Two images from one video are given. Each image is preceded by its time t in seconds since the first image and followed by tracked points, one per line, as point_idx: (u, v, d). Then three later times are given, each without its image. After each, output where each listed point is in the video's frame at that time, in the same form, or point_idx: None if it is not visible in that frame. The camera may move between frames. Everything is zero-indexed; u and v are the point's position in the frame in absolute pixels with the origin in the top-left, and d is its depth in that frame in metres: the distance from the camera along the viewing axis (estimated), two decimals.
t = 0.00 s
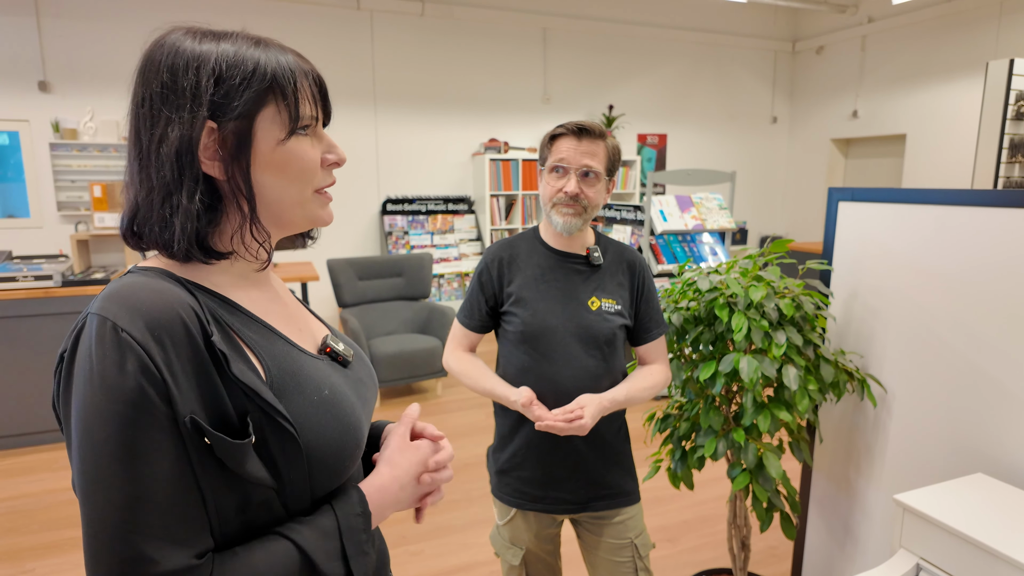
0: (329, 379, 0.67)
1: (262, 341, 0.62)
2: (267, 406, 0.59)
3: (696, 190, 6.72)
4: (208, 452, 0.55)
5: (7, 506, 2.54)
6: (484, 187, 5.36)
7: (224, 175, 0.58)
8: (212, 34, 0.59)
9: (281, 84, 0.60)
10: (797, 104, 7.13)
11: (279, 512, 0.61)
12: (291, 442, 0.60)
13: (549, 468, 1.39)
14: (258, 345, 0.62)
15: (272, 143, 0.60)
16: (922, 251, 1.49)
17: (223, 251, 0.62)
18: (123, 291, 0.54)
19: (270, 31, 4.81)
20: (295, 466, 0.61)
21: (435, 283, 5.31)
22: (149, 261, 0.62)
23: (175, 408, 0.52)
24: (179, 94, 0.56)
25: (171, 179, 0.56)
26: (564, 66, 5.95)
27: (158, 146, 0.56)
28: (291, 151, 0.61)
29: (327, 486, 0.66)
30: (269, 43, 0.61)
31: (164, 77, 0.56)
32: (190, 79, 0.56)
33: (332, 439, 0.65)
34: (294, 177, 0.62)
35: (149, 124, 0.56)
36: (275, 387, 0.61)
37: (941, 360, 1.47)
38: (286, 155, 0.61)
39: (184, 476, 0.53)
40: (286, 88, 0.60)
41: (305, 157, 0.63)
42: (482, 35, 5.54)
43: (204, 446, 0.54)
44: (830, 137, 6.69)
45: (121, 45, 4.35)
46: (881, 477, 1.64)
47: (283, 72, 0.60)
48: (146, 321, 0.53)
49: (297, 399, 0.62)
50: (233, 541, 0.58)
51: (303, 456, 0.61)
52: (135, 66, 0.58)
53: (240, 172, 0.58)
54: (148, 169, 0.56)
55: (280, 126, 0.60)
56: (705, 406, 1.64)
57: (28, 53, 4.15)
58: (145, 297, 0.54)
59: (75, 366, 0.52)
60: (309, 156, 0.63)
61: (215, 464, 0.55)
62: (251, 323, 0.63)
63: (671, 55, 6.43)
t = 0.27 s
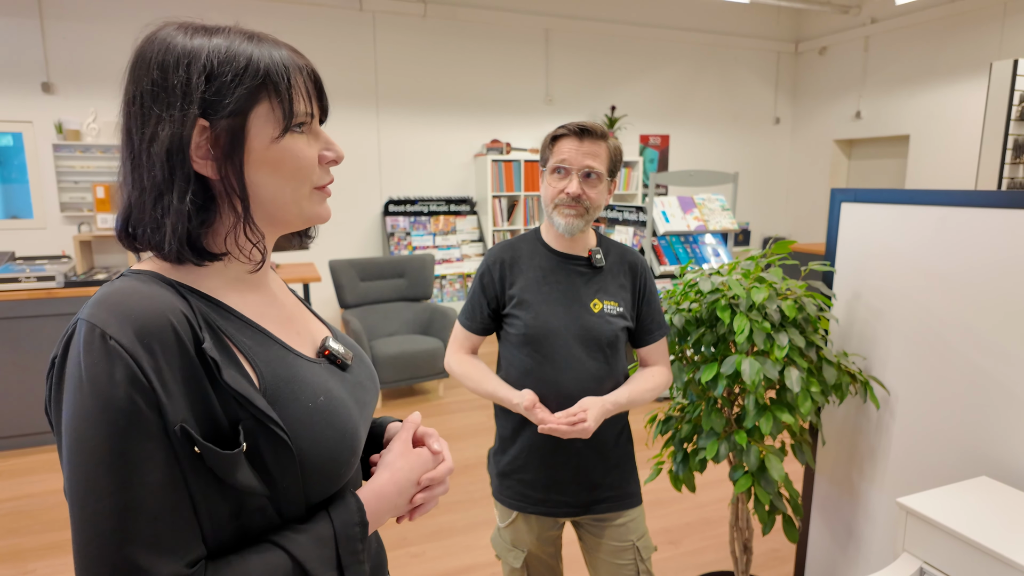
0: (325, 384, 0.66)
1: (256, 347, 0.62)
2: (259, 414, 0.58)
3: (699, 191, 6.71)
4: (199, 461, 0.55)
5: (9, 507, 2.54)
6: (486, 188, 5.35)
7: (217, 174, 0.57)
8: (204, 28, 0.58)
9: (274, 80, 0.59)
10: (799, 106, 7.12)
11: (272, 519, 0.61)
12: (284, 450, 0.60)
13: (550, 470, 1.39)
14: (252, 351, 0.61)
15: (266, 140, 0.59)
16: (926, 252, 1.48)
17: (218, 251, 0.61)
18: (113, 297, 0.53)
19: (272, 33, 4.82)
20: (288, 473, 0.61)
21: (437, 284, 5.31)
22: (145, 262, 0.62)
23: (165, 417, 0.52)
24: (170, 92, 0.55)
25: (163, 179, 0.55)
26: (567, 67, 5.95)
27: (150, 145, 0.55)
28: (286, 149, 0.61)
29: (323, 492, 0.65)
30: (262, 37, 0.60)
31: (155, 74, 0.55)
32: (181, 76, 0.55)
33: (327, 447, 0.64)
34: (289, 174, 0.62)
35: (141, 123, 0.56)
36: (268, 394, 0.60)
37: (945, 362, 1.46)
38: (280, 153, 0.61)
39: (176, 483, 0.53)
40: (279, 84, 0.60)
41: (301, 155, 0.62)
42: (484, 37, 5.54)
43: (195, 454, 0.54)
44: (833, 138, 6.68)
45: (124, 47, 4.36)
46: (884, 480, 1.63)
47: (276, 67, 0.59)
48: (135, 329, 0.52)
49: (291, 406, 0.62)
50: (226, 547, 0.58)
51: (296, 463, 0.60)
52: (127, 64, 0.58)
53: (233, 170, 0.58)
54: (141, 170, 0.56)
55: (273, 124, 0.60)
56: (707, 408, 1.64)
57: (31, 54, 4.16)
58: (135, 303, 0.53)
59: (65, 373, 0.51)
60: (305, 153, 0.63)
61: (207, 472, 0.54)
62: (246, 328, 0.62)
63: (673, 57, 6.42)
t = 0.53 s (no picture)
0: (318, 389, 0.65)
1: (247, 352, 0.61)
2: (250, 421, 0.58)
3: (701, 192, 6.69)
4: (189, 467, 0.54)
5: (11, 508, 2.54)
6: (488, 189, 5.35)
7: (206, 175, 0.57)
8: (195, 27, 0.58)
9: (265, 80, 0.59)
10: (802, 107, 7.10)
11: (265, 525, 0.60)
12: (275, 456, 0.59)
13: (550, 473, 1.38)
14: (242, 356, 0.60)
15: (258, 142, 0.59)
16: (929, 253, 1.47)
17: (209, 254, 0.61)
18: (101, 302, 0.53)
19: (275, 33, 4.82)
20: (279, 480, 0.60)
21: (439, 285, 5.31)
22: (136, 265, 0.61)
23: (154, 423, 0.51)
24: (158, 92, 0.54)
25: (152, 181, 0.55)
26: (569, 68, 5.94)
27: (138, 147, 0.55)
28: (278, 150, 0.60)
29: (316, 498, 0.65)
30: (254, 36, 0.60)
31: (144, 74, 0.55)
32: (170, 76, 0.54)
33: (319, 453, 0.63)
34: (280, 176, 0.61)
35: (130, 124, 0.55)
36: (260, 399, 0.60)
37: (948, 364, 1.45)
38: (272, 154, 0.60)
39: (165, 490, 0.52)
40: (270, 85, 0.59)
41: (293, 156, 0.62)
42: (487, 38, 5.54)
43: (184, 459, 0.53)
44: (836, 139, 6.65)
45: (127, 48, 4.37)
46: (887, 483, 1.62)
47: (267, 68, 0.59)
48: (123, 335, 0.51)
49: (282, 412, 0.61)
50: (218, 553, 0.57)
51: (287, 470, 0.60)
52: (117, 62, 0.57)
53: (223, 172, 0.57)
54: (130, 172, 0.55)
55: (265, 125, 0.59)
56: (709, 410, 1.62)
57: (34, 56, 4.17)
58: (124, 308, 0.53)
59: (53, 380, 0.51)
60: (297, 154, 0.62)
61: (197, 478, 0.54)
62: (238, 332, 0.61)
63: (675, 57, 6.41)
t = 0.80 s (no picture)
0: (311, 393, 0.65)
1: (239, 356, 0.60)
2: (243, 426, 0.57)
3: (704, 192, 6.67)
4: (182, 472, 0.53)
5: (12, 508, 2.55)
6: (491, 190, 5.35)
7: (197, 177, 0.56)
8: (184, 27, 0.57)
9: (255, 80, 0.58)
10: (805, 107, 7.07)
11: (258, 531, 0.59)
12: (268, 461, 0.59)
13: (549, 476, 1.37)
14: (234, 360, 0.60)
15: (248, 142, 0.58)
16: (932, 255, 1.46)
17: (200, 257, 0.60)
18: (91, 305, 0.52)
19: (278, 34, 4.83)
20: (273, 485, 0.59)
21: (441, 287, 5.30)
22: (125, 268, 0.61)
23: (146, 428, 0.51)
24: (147, 92, 0.54)
25: (141, 184, 0.54)
26: (571, 68, 5.94)
27: (128, 148, 0.54)
28: (269, 150, 0.60)
29: (310, 504, 0.64)
30: (244, 35, 0.59)
31: (133, 75, 0.54)
32: (159, 76, 0.54)
33: (312, 457, 0.63)
34: (272, 177, 0.61)
35: (119, 124, 0.55)
36: (252, 404, 0.59)
37: (952, 367, 1.44)
38: (263, 155, 0.59)
39: (158, 495, 0.52)
40: (260, 84, 0.59)
41: (284, 156, 0.61)
42: (489, 39, 5.54)
43: (177, 465, 0.53)
44: (840, 140, 6.63)
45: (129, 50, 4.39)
46: (890, 487, 1.61)
47: (257, 67, 0.58)
48: (114, 339, 0.51)
49: (275, 416, 0.60)
50: (211, 560, 0.56)
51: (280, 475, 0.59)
52: (106, 63, 0.56)
53: (213, 173, 0.56)
54: (120, 174, 0.55)
55: (255, 125, 0.59)
56: (710, 413, 1.61)
57: (37, 57, 4.19)
58: (114, 311, 0.52)
59: (42, 385, 0.50)
60: (289, 155, 0.61)
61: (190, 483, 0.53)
62: (230, 337, 0.61)
63: (678, 58, 6.40)
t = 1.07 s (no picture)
0: (308, 401, 0.64)
1: (235, 364, 0.60)
2: (238, 435, 0.56)
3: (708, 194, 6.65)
4: (177, 483, 0.53)
5: (16, 510, 2.55)
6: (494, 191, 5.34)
7: (192, 183, 0.56)
8: (177, 31, 0.57)
9: (249, 84, 0.58)
10: (810, 108, 7.05)
11: (253, 542, 0.59)
12: (264, 471, 0.58)
13: (552, 482, 1.36)
14: (230, 368, 0.59)
15: (243, 148, 0.58)
16: (937, 259, 1.45)
17: (195, 263, 0.59)
18: (85, 314, 0.51)
19: (281, 35, 4.84)
20: (268, 495, 0.59)
21: (444, 288, 5.29)
22: (119, 275, 0.60)
23: (141, 438, 0.50)
24: (140, 98, 0.53)
25: (135, 190, 0.53)
26: (575, 69, 5.93)
27: (121, 154, 0.53)
28: (264, 155, 0.59)
29: (306, 514, 0.63)
30: (238, 39, 0.59)
31: (126, 81, 0.54)
32: (152, 81, 0.53)
33: (309, 466, 0.62)
34: (268, 182, 0.60)
35: (112, 131, 0.54)
36: (248, 413, 0.59)
37: (958, 372, 1.42)
38: (258, 160, 0.59)
39: (152, 507, 0.51)
40: (254, 89, 0.58)
41: (280, 161, 0.61)
42: (492, 40, 5.54)
43: (172, 476, 0.52)
44: (845, 141, 6.60)
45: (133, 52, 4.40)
46: (896, 493, 1.59)
47: (251, 72, 0.58)
48: (107, 349, 0.50)
49: (271, 426, 0.60)
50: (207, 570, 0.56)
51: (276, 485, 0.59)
52: (99, 68, 0.56)
53: (208, 180, 0.56)
54: (114, 180, 0.54)
55: (250, 130, 0.58)
56: (714, 418, 1.60)
57: (41, 59, 4.21)
58: (107, 320, 0.51)
59: (36, 395, 0.50)
60: (285, 160, 0.61)
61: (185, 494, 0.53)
62: (225, 345, 0.60)
63: (682, 59, 6.38)
